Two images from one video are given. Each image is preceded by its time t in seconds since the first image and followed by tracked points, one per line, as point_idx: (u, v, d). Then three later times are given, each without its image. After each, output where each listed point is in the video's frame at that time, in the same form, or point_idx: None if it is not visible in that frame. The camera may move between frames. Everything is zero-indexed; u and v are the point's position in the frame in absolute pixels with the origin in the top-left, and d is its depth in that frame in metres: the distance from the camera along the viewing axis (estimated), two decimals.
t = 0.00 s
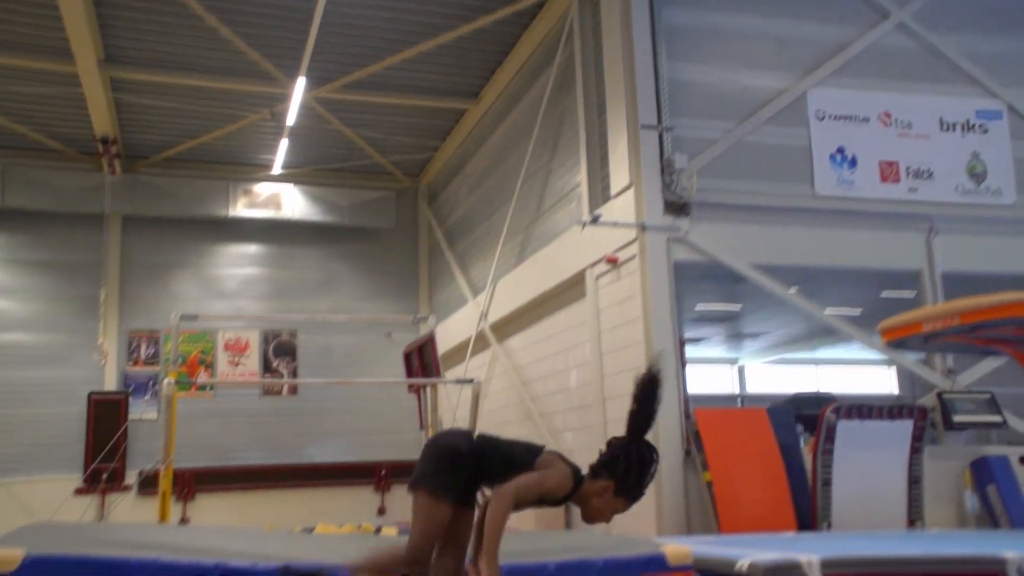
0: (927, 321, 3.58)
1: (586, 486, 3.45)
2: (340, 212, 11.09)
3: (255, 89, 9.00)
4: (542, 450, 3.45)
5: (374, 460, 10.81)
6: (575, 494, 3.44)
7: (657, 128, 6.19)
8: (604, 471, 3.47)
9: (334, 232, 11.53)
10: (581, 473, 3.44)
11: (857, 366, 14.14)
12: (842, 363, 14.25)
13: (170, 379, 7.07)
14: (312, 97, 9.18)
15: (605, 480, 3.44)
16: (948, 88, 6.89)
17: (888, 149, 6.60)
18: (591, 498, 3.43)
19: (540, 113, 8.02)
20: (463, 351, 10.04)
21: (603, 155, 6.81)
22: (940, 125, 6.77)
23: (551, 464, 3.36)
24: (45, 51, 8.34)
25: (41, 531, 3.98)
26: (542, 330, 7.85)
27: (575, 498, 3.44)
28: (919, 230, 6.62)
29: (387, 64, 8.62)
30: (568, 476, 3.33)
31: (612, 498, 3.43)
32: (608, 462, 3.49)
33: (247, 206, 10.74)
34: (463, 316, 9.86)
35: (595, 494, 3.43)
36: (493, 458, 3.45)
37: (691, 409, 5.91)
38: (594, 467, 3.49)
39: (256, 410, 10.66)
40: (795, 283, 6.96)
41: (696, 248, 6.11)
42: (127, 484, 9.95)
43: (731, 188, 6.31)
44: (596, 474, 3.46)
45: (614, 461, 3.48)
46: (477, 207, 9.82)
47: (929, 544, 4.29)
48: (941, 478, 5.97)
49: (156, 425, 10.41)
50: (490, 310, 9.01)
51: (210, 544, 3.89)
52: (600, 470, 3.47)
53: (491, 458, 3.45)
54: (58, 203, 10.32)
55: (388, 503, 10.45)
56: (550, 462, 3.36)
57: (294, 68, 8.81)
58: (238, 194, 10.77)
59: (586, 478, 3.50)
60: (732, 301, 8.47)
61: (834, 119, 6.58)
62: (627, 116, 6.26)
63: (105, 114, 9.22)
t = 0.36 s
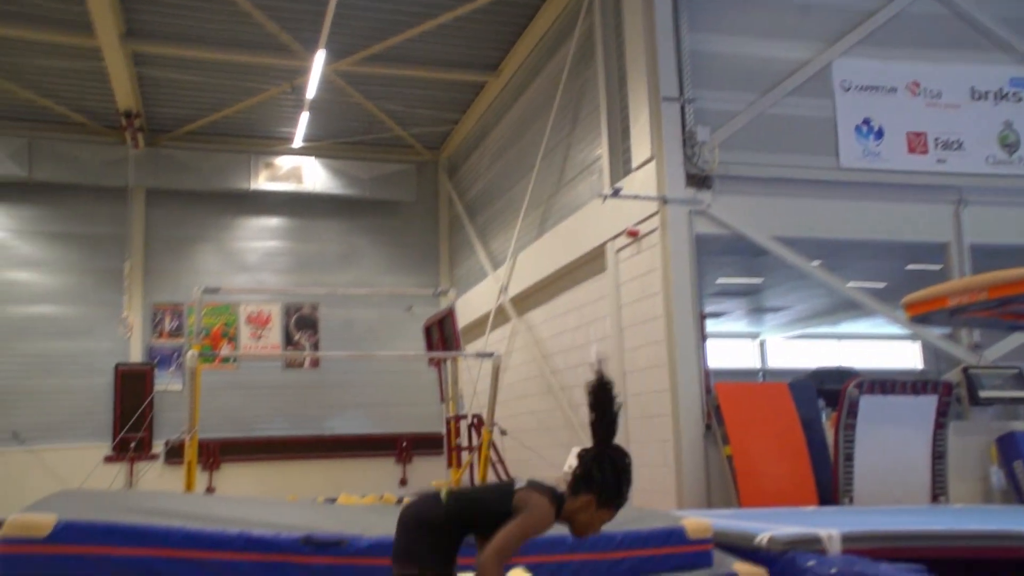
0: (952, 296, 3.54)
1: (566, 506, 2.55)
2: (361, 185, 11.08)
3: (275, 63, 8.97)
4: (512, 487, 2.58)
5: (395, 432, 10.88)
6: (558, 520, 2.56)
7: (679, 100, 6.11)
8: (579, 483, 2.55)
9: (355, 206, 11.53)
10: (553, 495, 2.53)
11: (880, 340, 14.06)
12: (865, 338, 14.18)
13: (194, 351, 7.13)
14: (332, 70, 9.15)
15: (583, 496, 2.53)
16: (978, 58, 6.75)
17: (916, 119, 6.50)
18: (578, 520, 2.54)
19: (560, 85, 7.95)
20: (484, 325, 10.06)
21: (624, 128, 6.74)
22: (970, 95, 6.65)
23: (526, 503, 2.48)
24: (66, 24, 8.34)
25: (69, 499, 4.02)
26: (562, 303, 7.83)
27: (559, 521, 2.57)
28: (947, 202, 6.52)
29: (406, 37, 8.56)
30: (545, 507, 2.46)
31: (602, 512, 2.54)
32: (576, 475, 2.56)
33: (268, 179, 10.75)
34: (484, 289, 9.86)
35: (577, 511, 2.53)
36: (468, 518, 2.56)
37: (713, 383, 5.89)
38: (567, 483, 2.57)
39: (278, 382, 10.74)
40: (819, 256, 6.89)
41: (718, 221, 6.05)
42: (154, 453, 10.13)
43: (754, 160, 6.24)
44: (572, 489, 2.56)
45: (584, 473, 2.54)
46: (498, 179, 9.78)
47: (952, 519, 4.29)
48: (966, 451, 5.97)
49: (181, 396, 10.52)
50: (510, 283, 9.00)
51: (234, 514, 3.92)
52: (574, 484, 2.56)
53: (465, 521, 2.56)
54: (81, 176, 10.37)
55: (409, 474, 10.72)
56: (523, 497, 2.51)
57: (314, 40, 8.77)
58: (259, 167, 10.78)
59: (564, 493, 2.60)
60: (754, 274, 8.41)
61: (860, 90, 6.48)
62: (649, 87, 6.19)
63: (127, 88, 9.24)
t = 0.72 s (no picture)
0: (988, 273, 3.48)
1: (551, 525, 2.42)
2: (389, 155, 11.06)
3: (304, 33, 8.95)
4: (490, 519, 2.43)
5: (422, 402, 10.95)
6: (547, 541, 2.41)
7: (711, 72, 6.02)
8: (556, 500, 2.40)
9: (383, 176, 11.53)
10: (534, 518, 2.38)
11: (912, 317, 13.91)
12: (897, 314, 14.03)
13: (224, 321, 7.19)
14: (360, 40, 9.10)
15: (563, 514, 2.38)
16: (1020, 28, 6.59)
17: (956, 91, 6.35)
18: (566, 537, 2.40)
19: (590, 56, 7.86)
20: (511, 297, 10.07)
21: (654, 101, 6.65)
22: (1015, 65, 6.49)
23: (512, 537, 2.33)
24: None
25: (104, 462, 4.06)
26: (589, 277, 7.80)
27: (548, 540, 2.44)
28: (986, 175, 6.39)
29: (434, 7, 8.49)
30: (531, 535, 2.32)
31: (588, 522, 2.38)
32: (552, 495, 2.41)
33: (298, 149, 10.76)
34: (512, 261, 9.84)
35: (563, 528, 2.39)
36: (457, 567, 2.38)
37: (741, 358, 5.84)
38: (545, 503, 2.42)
39: (306, 351, 10.82)
40: (852, 230, 6.79)
41: (748, 194, 5.95)
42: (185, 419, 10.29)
43: (787, 133, 6.14)
44: (552, 507, 2.40)
45: (558, 493, 2.39)
46: (527, 151, 9.71)
47: (983, 497, 4.24)
48: (1000, 429, 5.90)
49: (212, 364, 10.64)
50: (538, 256, 8.96)
51: (264, 480, 3.94)
52: (551, 502, 2.41)
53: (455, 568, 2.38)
54: (112, 145, 10.44)
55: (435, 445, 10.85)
56: (505, 532, 2.35)
57: (341, 10, 8.72)
58: (288, 137, 10.79)
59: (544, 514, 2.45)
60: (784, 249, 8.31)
61: (898, 61, 6.31)
62: (680, 59, 6.10)
63: (157, 59, 9.26)
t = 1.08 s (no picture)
0: None
1: (537, 530, 2.65)
2: (419, 119, 11.02)
3: None
4: (474, 535, 2.50)
5: (450, 365, 11.01)
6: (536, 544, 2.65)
7: (746, 38, 5.91)
8: (541, 505, 2.66)
9: (413, 140, 11.50)
10: (517, 527, 2.49)
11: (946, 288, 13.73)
12: (930, 286, 13.86)
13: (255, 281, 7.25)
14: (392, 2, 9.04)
15: (549, 516, 2.64)
16: None
17: (1004, 56, 6.06)
18: (553, 538, 2.65)
19: (623, 20, 7.74)
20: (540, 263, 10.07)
21: (688, 67, 6.55)
22: None
23: (503, 551, 2.41)
24: None
25: (139, 417, 4.13)
26: (619, 243, 7.76)
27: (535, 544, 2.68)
28: None
29: None
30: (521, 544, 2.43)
31: (572, 520, 2.66)
32: (535, 501, 2.67)
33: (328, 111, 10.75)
34: (541, 226, 9.80)
35: (551, 528, 2.64)
36: None
37: (769, 327, 5.79)
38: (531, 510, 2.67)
39: (335, 314, 10.89)
40: (887, 199, 6.68)
41: (782, 161, 5.85)
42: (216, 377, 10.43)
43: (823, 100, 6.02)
44: (538, 512, 2.66)
45: (543, 498, 2.65)
46: (558, 115, 9.62)
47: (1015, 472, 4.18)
48: None
49: (242, 324, 10.75)
50: (568, 221, 8.91)
51: (295, 438, 3.99)
52: (537, 508, 2.66)
53: None
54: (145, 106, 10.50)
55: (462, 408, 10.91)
56: (495, 548, 2.43)
57: None
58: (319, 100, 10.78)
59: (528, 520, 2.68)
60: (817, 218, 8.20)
61: (943, 25, 6.03)
62: (715, 24, 5.99)
63: (189, 19, 9.27)
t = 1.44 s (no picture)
0: None
1: (526, 513, 2.79)
2: (444, 71, 10.91)
3: None
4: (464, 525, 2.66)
5: (473, 318, 11.07)
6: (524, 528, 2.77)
7: None
8: (525, 490, 2.78)
9: (438, 93, 11.41)
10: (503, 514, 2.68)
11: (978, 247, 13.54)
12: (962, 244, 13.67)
13: (280, 233, 7.27)
14: None
15: (533, 500, 2.76)
16: None
17: None
18: (543, 518, 2.79)
19: None
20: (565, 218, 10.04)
21: (719, 20, 6.41)
22: None
23: (490, 539, 2.57)
24: None
25: (163, 365, 4.18)
26: (644, 199, 7.70)
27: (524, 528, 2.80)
28: None
29: None
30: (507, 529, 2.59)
31: (557, 500, 2.78)
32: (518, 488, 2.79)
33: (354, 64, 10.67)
34: (567, 180, 9.74)
35: (537, 511, 2.76)
36: None
37: (795, 284, 5.74)
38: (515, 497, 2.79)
39: (360, 266, 10.94)
40: (919, 156, 6.56)
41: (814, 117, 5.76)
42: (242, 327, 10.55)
43: (857, 54, 5.87)
44: (522, 498, 2.78)
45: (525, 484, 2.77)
46: (585, 70, 9.50)
47: None
48: None
49: (268, 275, 10.83)
50: (594, 176, 8.80)
51: (317, 389, 4.02)
52: (521, 493, 2.79)
53: None
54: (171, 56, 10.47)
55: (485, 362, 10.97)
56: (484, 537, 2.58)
57: None
58: (344, 51, 10.70)
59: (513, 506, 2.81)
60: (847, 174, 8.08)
61: None
62: None
63: None
